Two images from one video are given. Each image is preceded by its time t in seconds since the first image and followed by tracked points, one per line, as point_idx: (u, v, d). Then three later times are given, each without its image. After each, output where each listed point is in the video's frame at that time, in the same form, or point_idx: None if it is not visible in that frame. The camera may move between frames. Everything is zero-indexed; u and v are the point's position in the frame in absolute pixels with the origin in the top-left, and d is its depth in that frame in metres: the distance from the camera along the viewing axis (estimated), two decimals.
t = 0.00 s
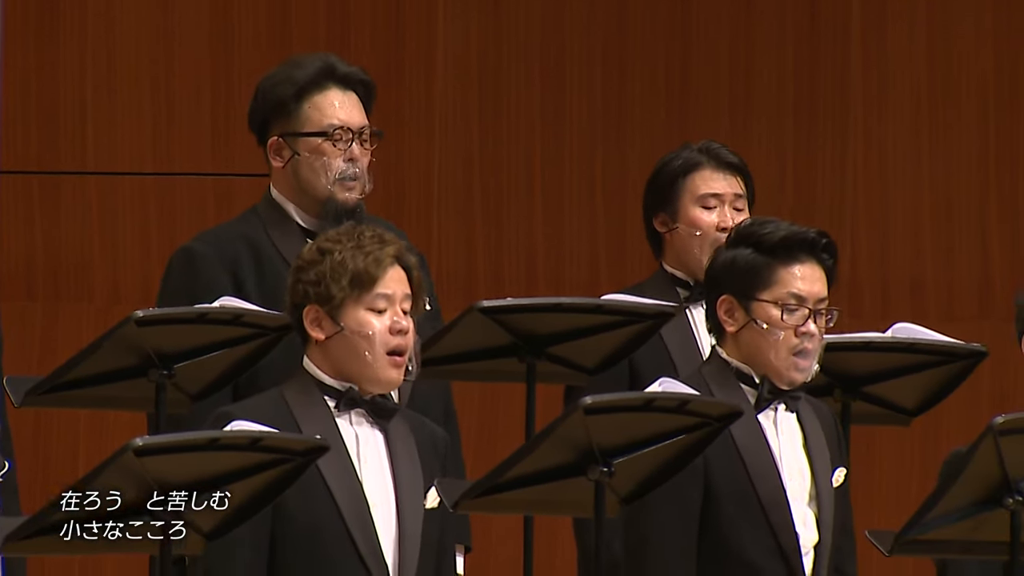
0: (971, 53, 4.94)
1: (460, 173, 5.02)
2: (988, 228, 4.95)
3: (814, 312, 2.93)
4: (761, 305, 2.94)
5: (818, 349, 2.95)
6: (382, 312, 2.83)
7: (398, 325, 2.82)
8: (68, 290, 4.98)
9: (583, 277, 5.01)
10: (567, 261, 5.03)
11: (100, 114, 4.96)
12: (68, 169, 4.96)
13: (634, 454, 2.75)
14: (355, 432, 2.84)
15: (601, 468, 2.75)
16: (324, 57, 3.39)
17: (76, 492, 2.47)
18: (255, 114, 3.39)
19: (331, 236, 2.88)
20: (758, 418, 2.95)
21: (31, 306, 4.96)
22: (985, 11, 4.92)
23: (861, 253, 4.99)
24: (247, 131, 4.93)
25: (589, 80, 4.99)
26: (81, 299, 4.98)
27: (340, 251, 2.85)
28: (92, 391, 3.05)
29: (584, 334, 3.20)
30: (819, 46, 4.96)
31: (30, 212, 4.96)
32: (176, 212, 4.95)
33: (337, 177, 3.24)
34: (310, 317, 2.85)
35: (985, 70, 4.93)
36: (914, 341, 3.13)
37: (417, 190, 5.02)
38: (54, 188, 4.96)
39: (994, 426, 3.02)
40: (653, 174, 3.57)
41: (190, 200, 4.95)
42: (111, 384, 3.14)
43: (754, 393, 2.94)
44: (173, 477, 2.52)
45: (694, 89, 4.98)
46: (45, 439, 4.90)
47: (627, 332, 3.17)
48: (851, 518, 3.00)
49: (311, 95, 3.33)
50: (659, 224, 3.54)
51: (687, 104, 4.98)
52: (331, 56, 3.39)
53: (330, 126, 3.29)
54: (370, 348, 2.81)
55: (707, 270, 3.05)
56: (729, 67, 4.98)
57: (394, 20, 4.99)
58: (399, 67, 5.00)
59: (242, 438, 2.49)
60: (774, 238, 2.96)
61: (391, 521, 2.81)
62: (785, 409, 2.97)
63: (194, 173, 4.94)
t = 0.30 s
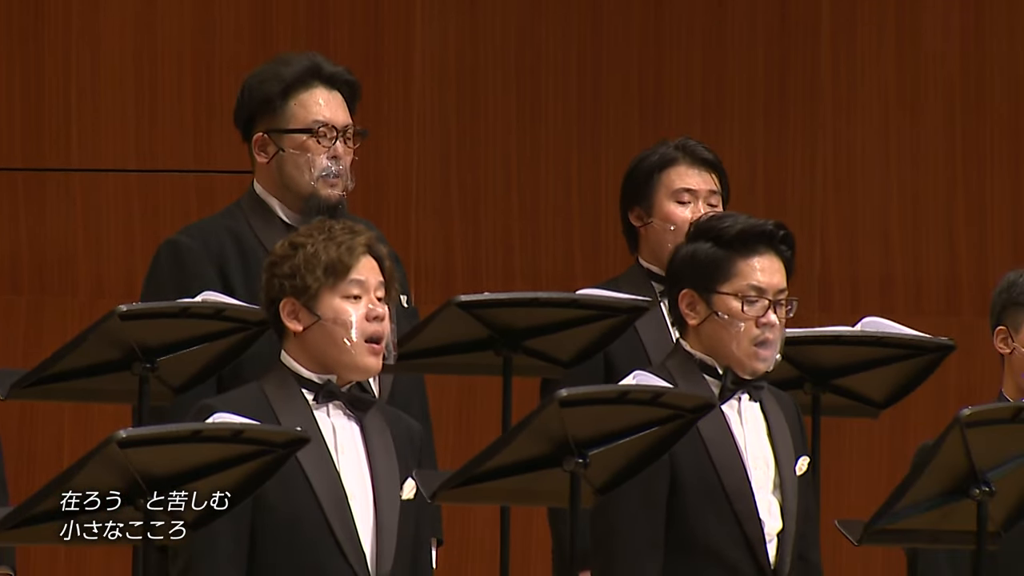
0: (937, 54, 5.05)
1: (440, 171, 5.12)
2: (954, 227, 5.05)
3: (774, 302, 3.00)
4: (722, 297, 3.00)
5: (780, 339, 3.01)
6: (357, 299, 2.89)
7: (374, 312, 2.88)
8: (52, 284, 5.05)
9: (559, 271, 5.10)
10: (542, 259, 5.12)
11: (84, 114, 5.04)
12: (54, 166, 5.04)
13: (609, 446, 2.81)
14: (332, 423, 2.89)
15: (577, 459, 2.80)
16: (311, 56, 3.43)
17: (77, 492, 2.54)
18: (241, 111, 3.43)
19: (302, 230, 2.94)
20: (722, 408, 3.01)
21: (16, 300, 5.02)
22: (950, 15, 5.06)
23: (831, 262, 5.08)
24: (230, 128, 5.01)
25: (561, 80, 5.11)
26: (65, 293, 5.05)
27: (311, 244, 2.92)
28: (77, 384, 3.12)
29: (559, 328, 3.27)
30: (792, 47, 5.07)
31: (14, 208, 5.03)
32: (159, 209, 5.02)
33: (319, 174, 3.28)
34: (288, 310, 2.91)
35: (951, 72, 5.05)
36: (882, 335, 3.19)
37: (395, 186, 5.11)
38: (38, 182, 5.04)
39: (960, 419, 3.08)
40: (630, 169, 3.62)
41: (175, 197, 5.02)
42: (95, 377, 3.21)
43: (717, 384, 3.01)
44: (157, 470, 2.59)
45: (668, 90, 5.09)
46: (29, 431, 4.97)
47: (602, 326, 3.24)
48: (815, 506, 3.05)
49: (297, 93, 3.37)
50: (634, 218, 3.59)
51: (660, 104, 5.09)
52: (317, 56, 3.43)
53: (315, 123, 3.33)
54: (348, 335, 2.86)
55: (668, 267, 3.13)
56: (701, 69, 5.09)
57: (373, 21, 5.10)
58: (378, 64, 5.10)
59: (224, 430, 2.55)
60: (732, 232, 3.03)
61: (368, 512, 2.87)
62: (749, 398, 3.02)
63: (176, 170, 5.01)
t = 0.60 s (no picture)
0: (902, 48, 5.25)
1: (415, 168, 5.23)
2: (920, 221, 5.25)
3: (730, 293, 3.08)
4: (680, 289, 3.08)
5: (738, 329, 3.09)
6: (329, 288, 2.98)
7: (345, 299, 2.98)
8: (37, 279, 5.12)
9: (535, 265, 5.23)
10: (518, 253, 5.25)
11: (68, 108, 5.11)
12: (41, 164, 5.11)
13: (584, 437, 2.87)
14: (309, 413, 2.97)
15: (552, 450, 2.87)
16: (289, 54, 3.52)
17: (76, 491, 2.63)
18: (222, 108, 3.50)
19: (270, 226, 3.04)
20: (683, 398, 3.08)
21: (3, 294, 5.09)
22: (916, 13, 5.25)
23: (802, 260, 5.28)
24: (210, 125, 5.09)
25: (532, 74, 5.25)
26: (50, 287, 5.12)
27: (280, 237, 3.01)
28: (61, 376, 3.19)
29: (535, 322, 3.33)
30: (759, 48, 5.26)
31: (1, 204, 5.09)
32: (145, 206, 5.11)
33: (301, 169, 3.37)
34: (261, 303, 3.00)
35: (918, 68, 5.25)
36: (852, 329, 3.25)
37: (370, 186, 5.21)
38: (24, 179, 5.10)
39: (927, 409, 3.13)
40: (607, 164, 3.68)
41: (160, 192, 5.10)
42: (81, 370, 3.27)
43: (678, 374, 3.08)
44: (141, 460, 2.64)
45: (640, 86, 5.26)
46: (14, 424, 5.06)
47: (575, 321, 3.31)
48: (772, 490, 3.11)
49: (275, 91, 3.45)
50: (611, 212, 3.65)
51: (633, 100, 5.25)
52: (296, 55, 3.51)
53: (294, 120, 3.41)
54: (322, 323, 2.95)
55: (626, 261, 3.21)
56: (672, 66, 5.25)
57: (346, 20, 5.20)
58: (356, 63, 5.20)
59: (206, 422, 2.61)
60: (687, 225, 3.12)
61: (346, 500, 2.94)
62: (709, 388, 3.10)
63: (159, 166, 5.08)
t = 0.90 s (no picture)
0: (871, 49, 5.31)
1: (395, 160, 5.41)
2: (890, 224, 5.32)
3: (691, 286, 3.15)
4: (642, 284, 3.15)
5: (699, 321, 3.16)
6: (304, 278, 3.07)
7: (321, 288, 3.06)
8: (26, 270, 5.30)
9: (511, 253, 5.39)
10: (496, 247, 5.41)
11: (57, 107, 5.31)
12: (30, 159, 5.29)
13: (561, 426, 2.95)
14: (288, 404, 3.03)
15: (530, 439, 2.94)
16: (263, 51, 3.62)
17: (76, 492, 2.74)
18: (198, 106, 3.60)
19: (244, 221, 3.12)
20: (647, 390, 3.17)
21: None
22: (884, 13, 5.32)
23: (773, 250, 5.38)
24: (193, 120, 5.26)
25: (507, 72, 5.40)
26: (38, 279, 5.30)
27: (254, 231, 3.10)
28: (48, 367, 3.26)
29: (511, 314, 3.40)
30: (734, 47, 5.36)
31: None
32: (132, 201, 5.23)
33: (276, 164, 3.47)
34: (238, 296, 3.07)
35: (888, 71, 5.30)
36: (823, 320, 3.31)
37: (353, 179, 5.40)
38: (10, 176, 5.25)
39: (896, 399, 3.19)
40: (584, 161, 3.75)
41: (145, 186, 5.22)
42: (67, 362, 3.35)
43: (641, 366, 3.13)
44: (128, 450, 2.70)
45: (616, 84, 5.38)
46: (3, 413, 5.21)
47: (552, 313, 3.38)
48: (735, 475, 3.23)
49: (250, 87, 3.55)
50: (587, 207, 3.73)
51: (610, 99, 5.37)
52: (269, 51, 3.61)
53: (268, 115, 3.51)
54: (299, 313, 3.03)
55: (588, 256, 3.27)
56: (649, 67, 5.38)
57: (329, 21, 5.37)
58: (334, 64, 5.37)
59: (191, 412, 2.68)
60: (647, 220, 3.19)
61: (326, 490, 3.01)
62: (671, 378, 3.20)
63: (145, 162, 5.24)
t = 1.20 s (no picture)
0: (846, 45, 5.53)
1: (380, 158, 5.50)
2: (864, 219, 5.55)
3: (659, 278, 3.18)
4: (610, 278, 3.17)
5: (667, 311, 3.19)
6: (286, 271, 3.13)
7: (302, 282, 3.13)
8: (16, 264, 5.36)
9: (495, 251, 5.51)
10: (478, 241, 5.54)
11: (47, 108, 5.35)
12: (19, 154, 5.36)
13: (541, 417, 3.02)
14: (271, 394, 3.10)
15: (511, 429, 3.01)
16: (222, 48, 3.72)
17: (75, 492, 2.86)
18: (166, 105, 3.69)
19: (227, 215, 3.20)
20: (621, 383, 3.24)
21: None
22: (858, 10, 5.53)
23: (749, 244, 5.57)
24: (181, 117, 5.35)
25: (492, 70, 5.52)
26: (28, 273, 5.36)
27: (236, 226, 3.17)
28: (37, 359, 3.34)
29: (491, 307, 3.47)
30: (710, 49, 5.54)
31: None
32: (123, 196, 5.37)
33: (248, 154, 3.55)
34: (221, 289, 3.15)
35: (862, 67, 5.53)
36: (797, 313, 3.38)
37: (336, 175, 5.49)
38: None
39: (870, 390, 3.24)
40: (562, 158, 3.82)
41: (133, 182, 5.36)
42: (56, 353, 3.42)
43: (613, 357, 3.18)
44: (116, 441, 2.78)
45: (595, 83, 5.53)
46: None
47: (532, 306, 3.44)
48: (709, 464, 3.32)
49: (213, 84, 3.64)
50: (566, 203, 3.80)
51: (587, 96, 5.53)
52: (228, 47, 3.72)
53: (235, 110, 3.59)
54: (280, 305, 3.10)
55: (555, 250, 3.29)
56: (627, 67, 5.54)
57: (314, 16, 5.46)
58: (321, 62, 5.47)
59: (178, 403, 2.75)
60: (614, 214, 3.21)
61: (309, 479, 3.07)
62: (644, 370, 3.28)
63: (131, 156, 5.35)
